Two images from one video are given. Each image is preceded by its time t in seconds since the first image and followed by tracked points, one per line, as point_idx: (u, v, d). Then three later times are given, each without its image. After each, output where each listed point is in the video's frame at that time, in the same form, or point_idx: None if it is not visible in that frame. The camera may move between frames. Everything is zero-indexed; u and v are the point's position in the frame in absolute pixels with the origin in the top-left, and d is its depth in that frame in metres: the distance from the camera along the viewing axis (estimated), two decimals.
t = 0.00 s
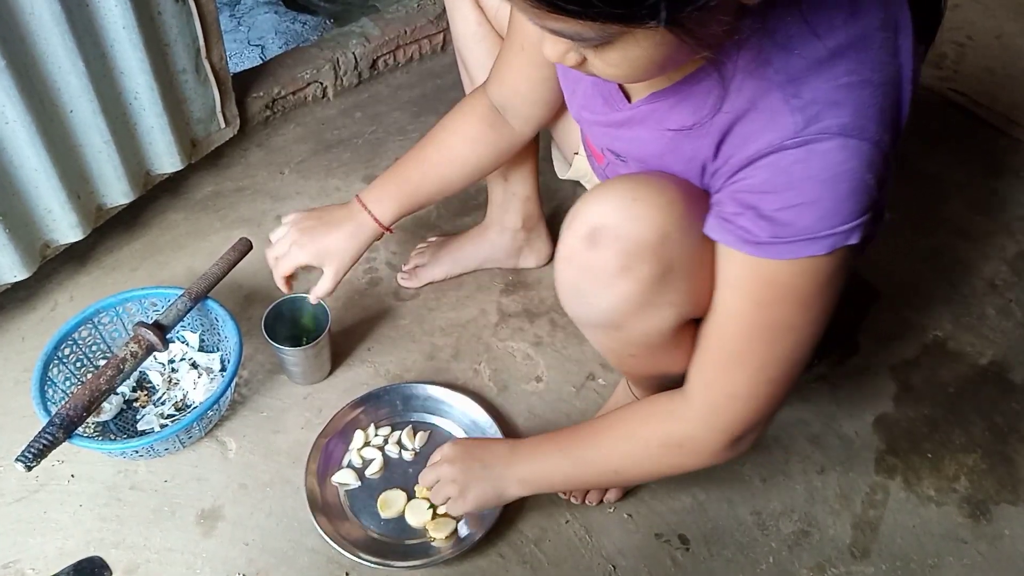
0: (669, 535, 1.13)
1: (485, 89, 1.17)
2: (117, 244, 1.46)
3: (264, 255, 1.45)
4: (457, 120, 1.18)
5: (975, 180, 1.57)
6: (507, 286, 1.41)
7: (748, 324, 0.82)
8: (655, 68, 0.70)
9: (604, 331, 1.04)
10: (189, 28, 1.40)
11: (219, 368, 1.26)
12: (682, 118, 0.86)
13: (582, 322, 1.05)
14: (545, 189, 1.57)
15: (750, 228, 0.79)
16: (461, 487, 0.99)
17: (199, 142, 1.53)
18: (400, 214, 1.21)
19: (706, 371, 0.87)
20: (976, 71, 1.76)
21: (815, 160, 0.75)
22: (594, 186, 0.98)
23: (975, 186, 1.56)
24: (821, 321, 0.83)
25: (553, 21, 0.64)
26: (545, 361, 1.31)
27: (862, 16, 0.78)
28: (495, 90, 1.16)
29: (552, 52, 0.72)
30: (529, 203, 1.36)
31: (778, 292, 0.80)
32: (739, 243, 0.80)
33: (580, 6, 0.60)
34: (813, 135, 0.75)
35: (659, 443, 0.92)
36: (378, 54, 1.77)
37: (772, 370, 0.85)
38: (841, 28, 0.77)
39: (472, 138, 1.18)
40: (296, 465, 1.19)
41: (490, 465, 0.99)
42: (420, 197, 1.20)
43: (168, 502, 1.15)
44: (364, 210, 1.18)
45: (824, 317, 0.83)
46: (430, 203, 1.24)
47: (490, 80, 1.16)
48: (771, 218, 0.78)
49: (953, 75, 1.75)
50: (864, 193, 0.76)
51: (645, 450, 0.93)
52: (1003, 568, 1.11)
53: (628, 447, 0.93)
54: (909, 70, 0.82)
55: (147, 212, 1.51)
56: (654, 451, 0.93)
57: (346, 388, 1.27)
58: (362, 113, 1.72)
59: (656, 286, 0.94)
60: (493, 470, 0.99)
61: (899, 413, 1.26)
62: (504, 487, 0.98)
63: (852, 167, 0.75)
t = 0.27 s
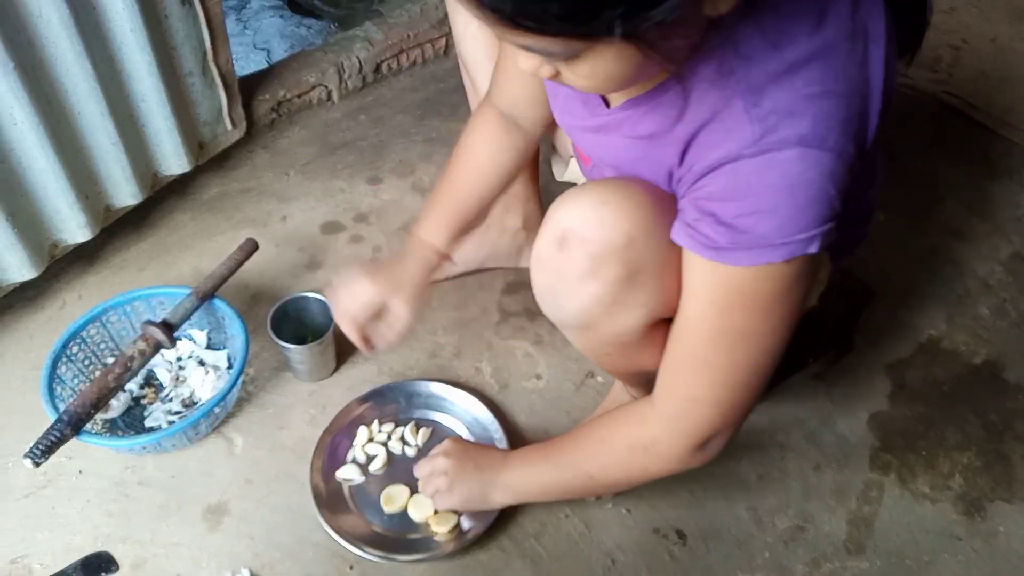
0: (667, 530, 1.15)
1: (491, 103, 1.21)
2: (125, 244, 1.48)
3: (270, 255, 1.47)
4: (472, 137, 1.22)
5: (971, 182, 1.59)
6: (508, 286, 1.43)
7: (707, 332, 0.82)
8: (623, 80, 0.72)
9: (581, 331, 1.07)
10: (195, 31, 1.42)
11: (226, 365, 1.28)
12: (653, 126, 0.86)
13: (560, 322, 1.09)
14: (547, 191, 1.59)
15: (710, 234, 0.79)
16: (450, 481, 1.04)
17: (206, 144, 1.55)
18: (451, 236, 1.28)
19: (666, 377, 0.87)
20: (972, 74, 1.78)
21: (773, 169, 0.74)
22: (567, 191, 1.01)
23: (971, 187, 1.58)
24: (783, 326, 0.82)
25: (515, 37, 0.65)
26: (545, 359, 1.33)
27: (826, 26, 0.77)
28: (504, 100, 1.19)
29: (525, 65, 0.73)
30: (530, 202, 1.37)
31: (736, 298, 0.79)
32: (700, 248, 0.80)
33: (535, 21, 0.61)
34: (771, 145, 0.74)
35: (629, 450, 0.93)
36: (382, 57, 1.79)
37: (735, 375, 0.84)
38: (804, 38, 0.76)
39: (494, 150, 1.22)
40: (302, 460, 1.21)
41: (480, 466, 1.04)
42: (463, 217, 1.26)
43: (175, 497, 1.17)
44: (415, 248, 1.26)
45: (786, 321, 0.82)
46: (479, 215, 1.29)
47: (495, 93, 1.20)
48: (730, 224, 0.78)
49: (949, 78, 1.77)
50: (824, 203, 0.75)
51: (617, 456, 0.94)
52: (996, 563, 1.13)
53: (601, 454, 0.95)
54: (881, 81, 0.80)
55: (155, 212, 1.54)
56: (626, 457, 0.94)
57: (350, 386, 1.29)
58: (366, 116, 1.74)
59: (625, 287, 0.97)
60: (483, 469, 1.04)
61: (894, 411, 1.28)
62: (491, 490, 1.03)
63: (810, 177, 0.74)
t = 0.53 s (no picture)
0: (670, 533, 1.13)
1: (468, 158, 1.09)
2: (119, 243, 1.46)
3: (266, 254, 1.45)
4: (461, 205, 1.10)
5: (975, 179, 1.57)
6: (508, 285, 1.41)
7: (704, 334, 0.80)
8: (610, 79, 0.70)
9: (574, 334, 1.06)
10: (190, 26, 1.40)
11: (221, 366, 1.26)
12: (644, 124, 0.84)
13: (553, 324, 1.07)
14: (546, 188, 1.57)
15: (704, 232, 0.77)
16: (450, 487, 1.01)
17: (201, 141, 1.53)
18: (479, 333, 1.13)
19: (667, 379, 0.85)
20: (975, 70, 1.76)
21: (765, 164, 0.72)
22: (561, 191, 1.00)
23: (974, 184, 1.56)
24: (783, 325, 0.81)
25: (497, 36, 0.63)
26: (545, 359, 1.31)
27: (817, 16, 0.75)
28: (482, 151, 1.08)
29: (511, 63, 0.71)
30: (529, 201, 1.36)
31: (731, 297, 0.77)
32: (694, 247, 0.78)
33: (514, 20, 0.59)
34: (762, 139, 0.72)
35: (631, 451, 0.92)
36: (379, 53, 1.77)
37: (733, 376, 0.82)
38: (794, 29, 0.74)
39: (488, 208, 1.10)
40: (298, 463, 1.19)
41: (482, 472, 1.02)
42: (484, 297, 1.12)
43: (170, 500, 1.15)
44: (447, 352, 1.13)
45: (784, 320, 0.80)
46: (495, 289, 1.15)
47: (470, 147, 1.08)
48: (723, 222, 0.76)
49: (953, 74, 1.75)
50: (819, 197, 0.73)
51: (618, 458, 0.93)
52: (1003, 566, 1.11)
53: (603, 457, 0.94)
54: (875, 70, 0.78)
55: (149, 211, 1.51)
56: (628, 456, 0.93)
57: (347, 387, 1.27)
58: (363, 112, 1.72)
59: (621, 288, 0.96)
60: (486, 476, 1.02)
61: (898, 412, 1.26)
62: (491, 495, 1.00)
63: (804, 171, 0.72)
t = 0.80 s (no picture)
0: (670, 532, 1.13)
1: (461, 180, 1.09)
2: (120, 241, 1.46)
3: (266, 252, 1.45)
4: (456, 225, 1.11)
5: (975, 178, 1.57)
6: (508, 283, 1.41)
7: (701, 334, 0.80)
8: (598, 87, 0.70)
9: (574, 336, 1.06)
10: (190, 25, 1.40)
11: (221, 364, 1.26)
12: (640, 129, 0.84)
13: (553, 325, 1.08)
14: (546, 187, 1.57)
15: (702, 236, 0.77)
16: (450, 490, 1.01)
17: (201, 139, 1.53)
18: (475, 350, 1.14)
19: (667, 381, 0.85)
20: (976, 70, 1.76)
21: (761, 169, 0.72)
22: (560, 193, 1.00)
23: (975, 184, 1.56)
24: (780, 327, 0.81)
25: (484, 47, 0.63)
26: (546, 358, 1.31)
27: (809, 18, 0.74)
28: (476, 171, 1.08)
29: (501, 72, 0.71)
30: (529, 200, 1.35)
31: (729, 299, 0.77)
32: (693, 251, 0.78)
33: (499, 32, 0.59)
34: (758, 144, 0.72)
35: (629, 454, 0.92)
36: (379, 51, 1.78)
37: (731, 378, 0.82)
38: (786, 33, 0.73)
39: (481, 230, 1.11)
40: (298, 461, 1.19)
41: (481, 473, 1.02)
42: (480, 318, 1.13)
43: (170, 498, 1.15)
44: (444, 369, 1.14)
45: (782, 322, 0.80)
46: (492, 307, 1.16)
47: (462, 167, 1.09)
48: (721, 226, 0.76)
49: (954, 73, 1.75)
50: (816, 199, 0.73)
51: (616, 460, 0.93)
52: (1003, 565, 1.11)
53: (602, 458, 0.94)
54: (869, 69, 0.78)
55: (150, 209, 1.52)
56: (625, 459, 0.92)
57: (347, 385, 1.27)
58: (363, 110, 1.72)
59: (621, 292, 0.96)
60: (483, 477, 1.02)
61: (898, 411, 1.26)
62: (490, 499, 1.01)
63: (800, 174, 0.72)
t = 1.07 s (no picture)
0: (670, 531, 1.13)
1: (461, 142, 1.08)
2: (119, 241, 1.46)
3: (266, 251, 1.45)
4: (451, 184, 1.08)
5: (975, 176, 1.57)
6: (508, 282, 1.41)
7: (732, 334, 0.76)
8: (599, 91, 0.69)
9: (591, 343, 1.05)
10: (189, 24, 1.40)
11: (221, 364, 1.26)
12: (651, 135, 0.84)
13: (569, 333, 1.06)
14: (546, 186, 1.57)
15: (720, 240, 0.76)
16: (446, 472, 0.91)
17: (201, 139, 1.53)
18: (462, 301, 1.09)
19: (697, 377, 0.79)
20: (976, 68, 1.76)
21: (775, 169, 0.72)
22: (577, 199, 0.99)
23: (975, 182, 1.56)
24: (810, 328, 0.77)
25: (487, 55, 0.63)
26: (546, 357, 1.31)
27: (816, 22, 0.75)
28: (478, 131, 1.07)
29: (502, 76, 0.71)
30: (529, 199, 1.35)
31: (757, 300, 0.74)
32: (711, 256, 0.76)
33: (502, 42, 0.58)
34: (771, 145, 0.72)
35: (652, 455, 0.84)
36: (379, 50, 1.77)
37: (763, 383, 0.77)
38: (796, 37, 0.74)
39: (477, 189, 1.07)
40: (298, 460, 1.19)
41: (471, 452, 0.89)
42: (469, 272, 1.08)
43: (170, 497, 1.15)
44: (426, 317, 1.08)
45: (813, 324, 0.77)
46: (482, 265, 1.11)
47: (464, 131, 1.08)
48: (738, 229, 0.74)
49: (953, 71, 1.75)
50: (831, 199, 0.72)
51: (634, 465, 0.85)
52: (1003, 563, 1.11)
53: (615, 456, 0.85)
54: (877, 71, 0.78)
55: (149, 208, 1.51)
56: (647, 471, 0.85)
57: (347, 385, 1.27)
58: (363, 110, 1.72)
59: (641, 298, 0.95)
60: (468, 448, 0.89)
61: (899, 409, 1.26)
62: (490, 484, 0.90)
63: (815, 174, 0.71)
